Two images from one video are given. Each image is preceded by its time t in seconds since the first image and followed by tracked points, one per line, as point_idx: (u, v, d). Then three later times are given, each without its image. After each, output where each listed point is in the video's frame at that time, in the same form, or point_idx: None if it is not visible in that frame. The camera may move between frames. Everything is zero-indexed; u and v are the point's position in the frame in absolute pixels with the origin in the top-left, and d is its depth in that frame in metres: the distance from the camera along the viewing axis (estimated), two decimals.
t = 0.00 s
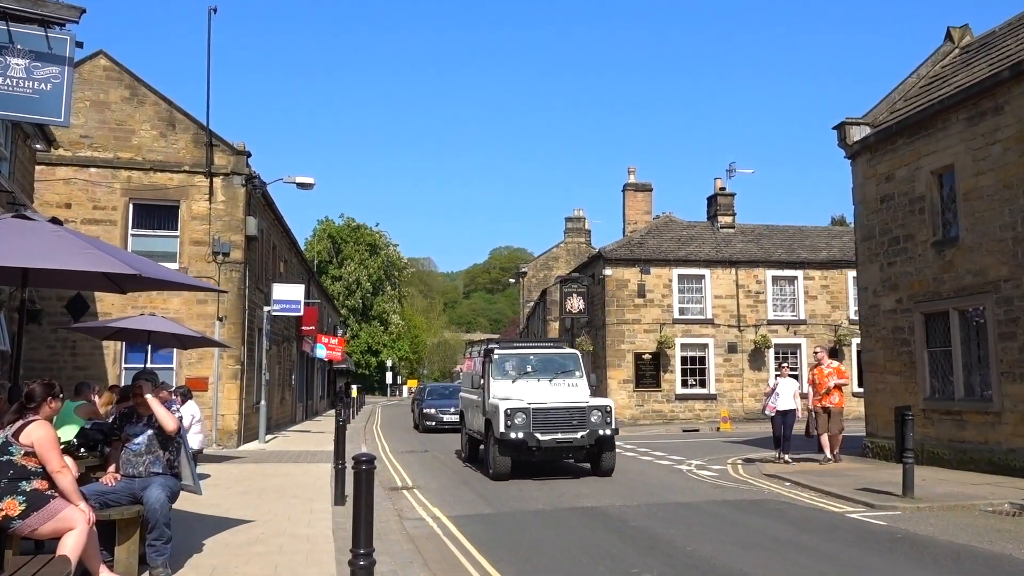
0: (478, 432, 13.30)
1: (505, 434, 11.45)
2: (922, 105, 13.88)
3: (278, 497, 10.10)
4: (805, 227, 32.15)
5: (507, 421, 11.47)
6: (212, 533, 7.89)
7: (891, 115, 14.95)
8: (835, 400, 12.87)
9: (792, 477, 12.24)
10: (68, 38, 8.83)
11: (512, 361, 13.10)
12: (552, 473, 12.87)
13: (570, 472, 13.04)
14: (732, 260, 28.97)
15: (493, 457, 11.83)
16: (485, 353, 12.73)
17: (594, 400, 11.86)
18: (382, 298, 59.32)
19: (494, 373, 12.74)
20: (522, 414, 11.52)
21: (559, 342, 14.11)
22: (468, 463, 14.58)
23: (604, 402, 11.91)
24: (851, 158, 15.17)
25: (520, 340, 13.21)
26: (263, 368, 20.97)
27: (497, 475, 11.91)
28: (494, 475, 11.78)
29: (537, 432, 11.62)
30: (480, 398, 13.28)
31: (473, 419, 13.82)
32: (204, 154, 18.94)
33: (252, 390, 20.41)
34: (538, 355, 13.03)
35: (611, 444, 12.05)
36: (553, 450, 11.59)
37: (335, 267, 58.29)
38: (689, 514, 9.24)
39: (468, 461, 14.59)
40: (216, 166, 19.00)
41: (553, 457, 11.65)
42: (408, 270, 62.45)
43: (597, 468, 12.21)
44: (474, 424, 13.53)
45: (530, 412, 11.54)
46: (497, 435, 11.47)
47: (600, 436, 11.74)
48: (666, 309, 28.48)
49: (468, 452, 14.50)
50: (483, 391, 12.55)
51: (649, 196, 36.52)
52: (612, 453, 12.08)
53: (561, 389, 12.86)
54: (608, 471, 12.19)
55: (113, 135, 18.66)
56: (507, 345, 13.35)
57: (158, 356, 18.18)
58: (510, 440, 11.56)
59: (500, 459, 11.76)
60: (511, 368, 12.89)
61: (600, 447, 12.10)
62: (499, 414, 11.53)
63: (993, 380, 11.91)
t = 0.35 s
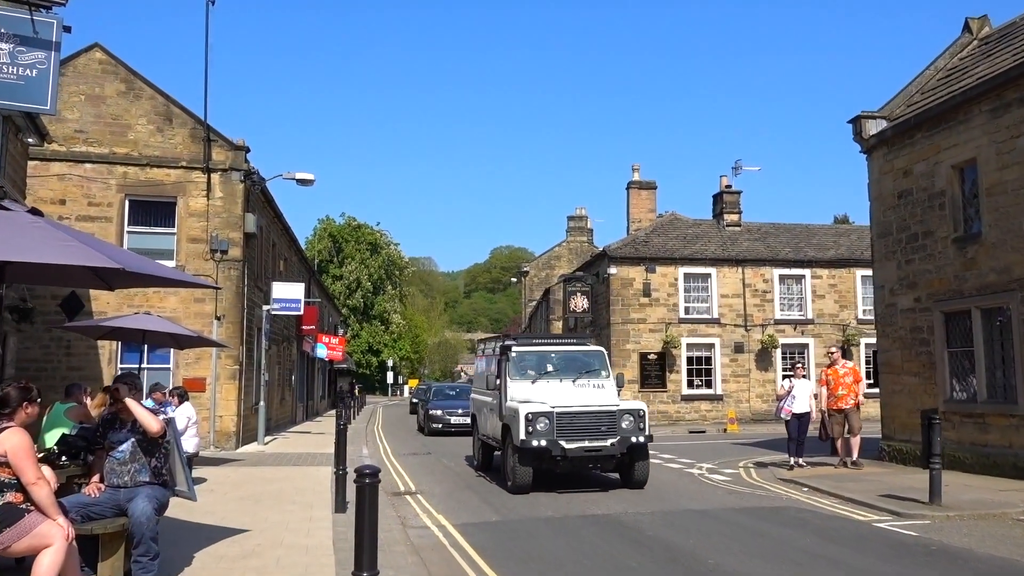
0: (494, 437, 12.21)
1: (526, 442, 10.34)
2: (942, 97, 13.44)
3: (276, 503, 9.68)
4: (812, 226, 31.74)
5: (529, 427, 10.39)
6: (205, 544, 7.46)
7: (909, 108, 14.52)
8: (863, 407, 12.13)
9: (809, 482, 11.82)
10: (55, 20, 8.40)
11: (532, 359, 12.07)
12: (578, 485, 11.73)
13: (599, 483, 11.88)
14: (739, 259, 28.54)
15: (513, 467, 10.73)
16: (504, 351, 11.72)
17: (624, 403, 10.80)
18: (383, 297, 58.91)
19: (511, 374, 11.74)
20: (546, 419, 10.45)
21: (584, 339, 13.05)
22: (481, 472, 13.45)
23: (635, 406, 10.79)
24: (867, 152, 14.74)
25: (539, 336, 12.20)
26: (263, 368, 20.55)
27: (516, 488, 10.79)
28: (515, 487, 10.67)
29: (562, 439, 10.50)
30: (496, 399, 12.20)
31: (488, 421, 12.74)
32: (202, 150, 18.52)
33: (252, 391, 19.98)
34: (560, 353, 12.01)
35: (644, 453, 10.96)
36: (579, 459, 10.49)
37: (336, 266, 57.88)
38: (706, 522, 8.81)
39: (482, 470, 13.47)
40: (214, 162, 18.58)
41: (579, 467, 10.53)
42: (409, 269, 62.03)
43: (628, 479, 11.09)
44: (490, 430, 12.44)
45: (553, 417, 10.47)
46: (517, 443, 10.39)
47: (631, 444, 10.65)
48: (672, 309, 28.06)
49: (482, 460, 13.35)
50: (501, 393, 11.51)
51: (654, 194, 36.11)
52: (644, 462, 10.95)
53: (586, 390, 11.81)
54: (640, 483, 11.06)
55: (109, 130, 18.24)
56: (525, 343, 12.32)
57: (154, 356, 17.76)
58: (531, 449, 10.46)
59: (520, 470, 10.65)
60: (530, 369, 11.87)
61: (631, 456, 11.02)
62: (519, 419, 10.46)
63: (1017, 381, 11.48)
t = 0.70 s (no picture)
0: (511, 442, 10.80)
1: (550, 448, 8.96)
2: (960, 85, 13.02)
3: (272, 506, 9.25)
4: (818, 222, 31.30)
5: (553, 430, 9.00)
6: (195, 550, 7.03)
7: (925, 97, 14.08)
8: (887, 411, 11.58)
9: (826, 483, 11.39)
10: None
11: (553, 354, 10.65)
12: (608, 496, 10.34)
13: (631, 494, 10.48)
14: (744, 255, 28.11)
15: (534, 478, 9.35)
16: (522, 345, 10.29)
17: (661, 403, 9.42)
18: (383, 296, 58.48)
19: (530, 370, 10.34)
20: (573, 422, 9.07)
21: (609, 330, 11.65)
22: (495, 481, 12.04)
23: (674, 406, 9.39)
24: (882, 143, 14.32)
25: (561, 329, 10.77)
26: (260, 366, 20.12)
27: (539, 501, 9.42)
28: (537, 500, 9.28)
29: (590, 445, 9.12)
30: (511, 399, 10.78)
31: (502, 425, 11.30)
32: (197, 142, 18.08)
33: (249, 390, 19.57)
34: (584, 347, 10.64)
35: (684, 459, 9.59)
36: (612, 468, 9.10)
37: (336, 265, 57.44)
38: (723, 525, 8.38)
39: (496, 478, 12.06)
40: (210, 155, 18.13)
41: (612, 477, 9.15)
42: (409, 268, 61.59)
43: (666, 490, 9.72)
44: (505, 433, 11.02)
45: (581, 419, 9.08)
46: (540, 450, 9.00)
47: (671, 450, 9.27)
48: (677, 306, 27.62)
49: (495, 467, 11.93)
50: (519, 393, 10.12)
51: (657, 190, 35.68)
52: (683, 470, 9.58)
53: (613, 389, 10.40)
54: (679, 494, 9.71)
55: (102, 122, 17.80)
56: (544, 335, 10.90)
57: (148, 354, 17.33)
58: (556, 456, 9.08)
59: (543, 481, 9.26)
60: (551, 365, 10.47)
61: (669, 463, 9.65)
62: (541, 422, 9.07)
63: None
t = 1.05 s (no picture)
0: (533, 452, 9.51)
1: (583, 461, 7.73)
2: (981, 76, 12.57)
3: (266, 513, 8.80)
4: (824, 220, 30.83)
5: (586, 440, 7.77)
6: (182, 563, 6.59)
7: (943, 89, 13.64)
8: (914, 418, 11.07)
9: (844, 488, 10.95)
10: None
11: (580, 352, 9.32)
12: (647, 515, 9.08)
13: (672, 513, 9.22)
14: (750, 254, 27.66)
15: (565, 495, 8.11)
16: (545, 342, 9.00)
17: (709, 408, 8.18)
18: (382, 295, 58.01)
19: (555, 370, 9.05)
20: (609, 430, 7.85)
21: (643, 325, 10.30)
22: (512, 493, 10.78)
23: (726, 411, 8.13)
24: (898, 136, 13.89)
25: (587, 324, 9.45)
26: (257, 365, 19.67)
27: (568, 521, 8.21)
28: (568, 520, 8.06)
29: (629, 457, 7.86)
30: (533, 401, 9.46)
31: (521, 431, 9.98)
32: (192, 136, 17.62)
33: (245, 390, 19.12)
34: (615, 344, 9.33)
35: (735, 474, 8.36)
36: (655, 484, 7.86)
37: (335, 264, 56.97)
38: (742, 535, 7.93)
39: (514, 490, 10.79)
40: (205, 149, 17.66)
41: (654, 494, 7.90)
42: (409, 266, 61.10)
43: (715, 509, 8.47)
44: (526, 442, 9.74)
45: (618, 426, 7.86)
46: (573, 462, 7.77)
47: (722, 463, 8.03)
48: (681, 305, 27.18)
49: (512, 478, 10.66)
50: (543, 395, 8.84)
51: (660, 188, 35.22)
52: (735, 486, 8.31)
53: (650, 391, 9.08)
54: (731, 514, 8.44)
55: (95, 115, 17.34)
56: (569, 330, 9.58)
57: (142, 353, 16.88)
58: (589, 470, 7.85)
59: (574, 498, 8.04)
60: (578, 364, 9.17)
61: (718, 478, 8.43)
62: (572, 431, 7.84)
63: None
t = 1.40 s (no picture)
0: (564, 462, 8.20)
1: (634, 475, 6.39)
2: (1006, 66, 12.14)
3: (264, 518, 8.36)
4: (831, 219, 30.40)
5: (639, 450, 6.42)
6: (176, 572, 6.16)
7: (964, 79, 13.20)
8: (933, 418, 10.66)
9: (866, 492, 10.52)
10: None
11: (621, 345, 8.01)
12: (703, 539, 7.73)
13: (733, 536, 7.86)
14: (757, 251, 27.24)
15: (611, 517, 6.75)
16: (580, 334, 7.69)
17: (783, 411, 6.84)
18: (382, 294, 57.57)
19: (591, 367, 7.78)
20: (666, 438, 6.50)
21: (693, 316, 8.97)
22: (537, 508, 9.46)
23: (804, 413, 6.78)
24: (917, 128, 13.46)
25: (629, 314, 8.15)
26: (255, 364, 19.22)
27: (614, 547, 6.85)
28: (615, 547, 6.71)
29: (691, 470, 6.50)
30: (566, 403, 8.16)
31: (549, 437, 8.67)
32: (190, 127, 17.17)
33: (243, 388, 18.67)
34: (661, 336, 8.03)
35: (815, 489, 7.01)
36: (722, 503, 6.49)
37: (334, 262, 56.51)
38: (767, 543, 7.49)
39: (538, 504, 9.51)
40: (203, 141, 17.21)
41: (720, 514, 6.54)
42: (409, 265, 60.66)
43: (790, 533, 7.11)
44: (558, 450, 8.41)
45: (676, 434, 6.52)
46: (622, 477, 6.42)
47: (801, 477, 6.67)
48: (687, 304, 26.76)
49: (537, 491, 9.33)
50: (579, 397, 7.55)
51: (665, 185, 34.78)
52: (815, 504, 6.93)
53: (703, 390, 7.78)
54: (808, 537, 7.07)
55: (89, 106, 16.89)
56: (607, 319, 8.28)
57: (137, 350, 16.45)
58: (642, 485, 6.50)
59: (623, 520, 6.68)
60: (619, 359, 7.89)
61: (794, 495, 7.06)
62: (621, 439, 6.50)
63: None
